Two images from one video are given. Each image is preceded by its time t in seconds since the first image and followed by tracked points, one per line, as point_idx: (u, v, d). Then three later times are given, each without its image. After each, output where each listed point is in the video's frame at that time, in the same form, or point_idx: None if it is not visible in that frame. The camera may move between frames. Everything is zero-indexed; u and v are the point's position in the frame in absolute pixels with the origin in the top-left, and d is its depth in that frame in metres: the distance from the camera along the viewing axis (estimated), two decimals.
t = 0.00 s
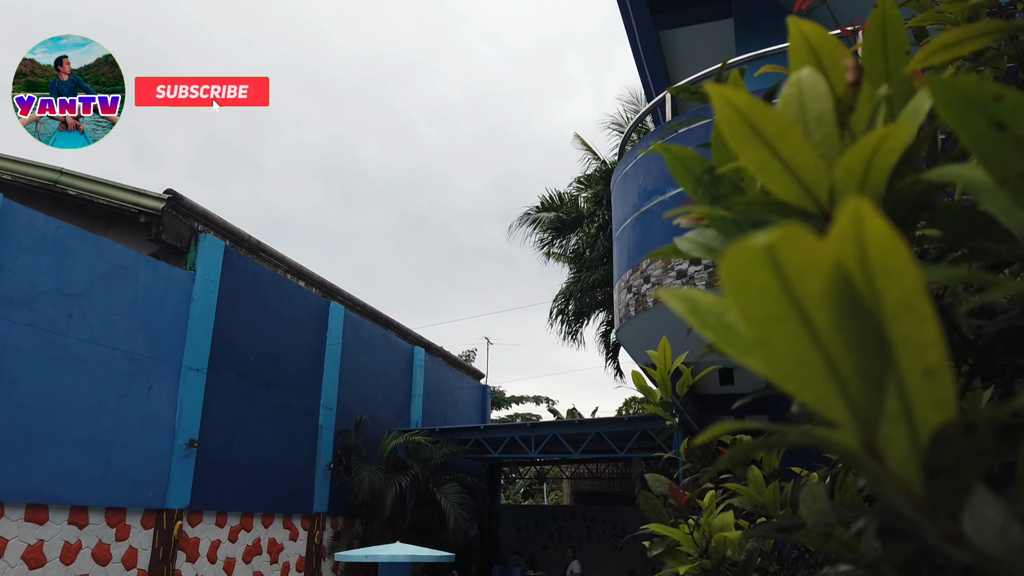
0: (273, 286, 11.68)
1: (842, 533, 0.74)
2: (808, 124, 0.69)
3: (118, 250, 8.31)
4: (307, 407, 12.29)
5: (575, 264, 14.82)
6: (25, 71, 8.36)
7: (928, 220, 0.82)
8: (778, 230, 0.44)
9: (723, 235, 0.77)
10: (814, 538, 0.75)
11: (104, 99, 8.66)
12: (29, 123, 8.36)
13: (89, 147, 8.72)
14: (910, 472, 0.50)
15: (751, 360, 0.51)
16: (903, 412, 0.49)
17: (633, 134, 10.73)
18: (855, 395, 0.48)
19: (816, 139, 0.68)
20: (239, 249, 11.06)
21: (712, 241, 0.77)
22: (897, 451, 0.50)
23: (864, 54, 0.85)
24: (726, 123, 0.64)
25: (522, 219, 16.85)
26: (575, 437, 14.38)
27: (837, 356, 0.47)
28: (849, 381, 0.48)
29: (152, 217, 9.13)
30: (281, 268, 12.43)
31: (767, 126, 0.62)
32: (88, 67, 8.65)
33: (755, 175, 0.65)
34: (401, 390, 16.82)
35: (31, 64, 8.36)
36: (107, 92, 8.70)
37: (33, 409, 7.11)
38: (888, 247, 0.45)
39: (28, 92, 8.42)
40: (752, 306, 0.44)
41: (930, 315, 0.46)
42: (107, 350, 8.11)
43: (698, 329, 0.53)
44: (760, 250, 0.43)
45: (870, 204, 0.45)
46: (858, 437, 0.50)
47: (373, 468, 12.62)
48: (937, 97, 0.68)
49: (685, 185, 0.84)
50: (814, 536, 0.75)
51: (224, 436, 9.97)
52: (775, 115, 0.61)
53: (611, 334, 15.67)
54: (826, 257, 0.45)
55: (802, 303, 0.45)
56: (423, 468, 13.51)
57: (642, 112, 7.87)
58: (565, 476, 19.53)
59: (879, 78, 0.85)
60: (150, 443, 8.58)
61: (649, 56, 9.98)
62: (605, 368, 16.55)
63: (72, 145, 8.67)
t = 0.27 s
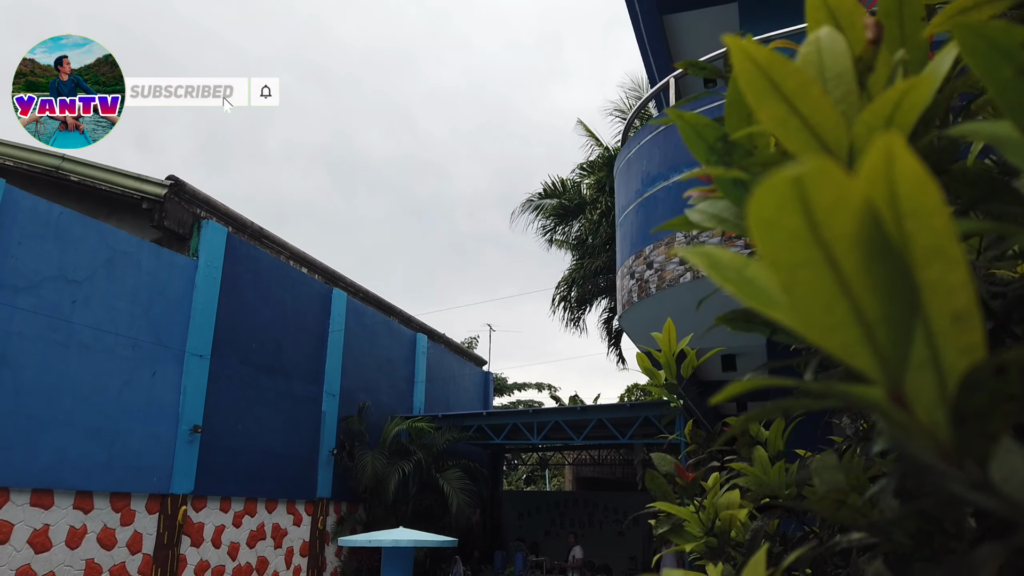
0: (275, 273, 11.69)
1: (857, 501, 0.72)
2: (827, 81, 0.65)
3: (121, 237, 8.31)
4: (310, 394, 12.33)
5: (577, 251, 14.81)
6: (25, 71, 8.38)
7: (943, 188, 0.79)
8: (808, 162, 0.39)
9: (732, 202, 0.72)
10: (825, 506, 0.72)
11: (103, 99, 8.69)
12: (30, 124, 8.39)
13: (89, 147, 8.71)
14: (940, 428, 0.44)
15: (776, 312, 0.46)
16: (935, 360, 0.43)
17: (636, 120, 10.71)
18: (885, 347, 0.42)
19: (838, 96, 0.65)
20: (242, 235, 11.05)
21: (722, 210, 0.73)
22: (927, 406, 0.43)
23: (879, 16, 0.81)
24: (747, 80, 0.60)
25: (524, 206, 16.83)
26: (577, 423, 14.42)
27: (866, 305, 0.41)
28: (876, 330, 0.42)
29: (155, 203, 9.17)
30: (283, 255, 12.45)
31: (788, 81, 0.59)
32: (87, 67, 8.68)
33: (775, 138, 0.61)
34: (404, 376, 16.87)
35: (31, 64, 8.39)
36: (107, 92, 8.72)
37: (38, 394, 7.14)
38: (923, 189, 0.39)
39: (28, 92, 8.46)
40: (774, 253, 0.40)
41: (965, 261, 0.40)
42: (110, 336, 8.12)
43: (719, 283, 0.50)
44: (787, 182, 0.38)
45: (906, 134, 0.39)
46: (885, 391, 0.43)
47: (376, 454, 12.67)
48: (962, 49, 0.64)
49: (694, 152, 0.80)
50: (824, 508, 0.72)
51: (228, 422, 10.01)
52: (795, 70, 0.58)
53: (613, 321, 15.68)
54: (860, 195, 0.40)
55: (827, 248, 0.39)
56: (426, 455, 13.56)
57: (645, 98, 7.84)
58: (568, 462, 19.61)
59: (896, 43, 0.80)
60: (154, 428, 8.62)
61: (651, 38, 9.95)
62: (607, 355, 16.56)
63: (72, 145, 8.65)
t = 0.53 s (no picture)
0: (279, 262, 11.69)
1: (874, 467, 0.70)
2: (848, 35, 0.64)
3: (125, 226, 8.31)
4: (315, 382, 12.37)
5: (581, 239, 14.78)
6: (24, 72, 8.33)
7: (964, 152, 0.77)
8: (847, 86, 0.39)
9: (748, 172, 0.71)
10: (842, 470, 0.72)
11: (103, 99, 8.53)
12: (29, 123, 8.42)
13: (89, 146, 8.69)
14: (976, 373, 0.44)
15: (805, 255, 0.45)
16: (970, 302, 0.43)
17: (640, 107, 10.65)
18: (918, 287, 0.43)
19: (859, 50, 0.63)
20: (245, 224, 11.05)
21: (735, 178, 0.72)
22: (964, 350, 0.44)
23: None
24: (769, 31, 0.59)
25: (528, 194, 16.78)
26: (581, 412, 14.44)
27: (898, 241, 0.41)
28: (909, 272, 0.42)
29: (158, 191, 9.15)
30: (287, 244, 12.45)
31: (810, 30, 0.56)
32: (87, 67, 8.56)
33: (794, 88, 0.58)
34: (408, 365, 16.90)
35: (31, 64, 8.30)
36: (107, 92, 8.55)
37: (43, 383, 7.18)
38: (961, 120, 0.39)
39: (28, 92, 8.41)
40: (809, 184, 0.40)
41: (1002, 197, 0.39)
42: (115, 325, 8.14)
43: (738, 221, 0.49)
44: (821, 103, 0.38)
45: (945, 61, 0.38)
46: (918, 334, 0.44)
47: (380, 442, 12.72)
48: None
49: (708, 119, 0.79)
50: (840, 473, 0.72)
51: (233, 410, 10.05)
52: (817, 18, 0.56)
53: (617, 310, 15.66)
54: (896, 124, 0.40)
55: (862, 178, 0.40)
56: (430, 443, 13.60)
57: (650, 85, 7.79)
58: (571, 451, 19.66)
59: None
60: (159, 417, 8.65)
61: (656, 25, 9.87)
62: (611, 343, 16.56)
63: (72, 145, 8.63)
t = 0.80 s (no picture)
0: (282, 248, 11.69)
1: (892, 431, 0.66)
2: None
3: (128, 212, 8.30)
4: (318, 369, 12.40)
5: (584, 226, 14.75)
6: (25, 71, 8.20)
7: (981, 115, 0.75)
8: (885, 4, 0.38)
9: (764, 135, 0.71)
10: (857, 435, 0.68)
11: (104, 100, 8.42)
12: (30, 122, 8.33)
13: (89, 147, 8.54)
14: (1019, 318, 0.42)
15: (836, 196, 0.44)
16: (1009, 239, 0.41)
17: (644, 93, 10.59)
18: (955, 224, 0.41)
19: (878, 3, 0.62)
20: (249, 210, 11.05)
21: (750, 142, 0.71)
22: (1003, 289, 0.42)
23: None
24: None
25: (531, 181, 16.74)
26: (584, 398, 14.47)
27: (932, 169, 0.40)
28: (943, 205, 0.41)
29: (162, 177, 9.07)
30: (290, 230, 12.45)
31: None
32: (88, 67, 8.41)
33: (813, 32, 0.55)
34: (411, 351, 16.94)
35: (31, 63, 8.17)
36: (108, 92, 8.44)
37: (48, 369, 7.20)
38: (999, 41, 0.38)
39: (29, 92, 8.30)
40: (840, 113, 0.39)
41: None
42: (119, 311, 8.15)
43: (760, 166, 0.47)
44: (860, 22, 0.37)
45: None
46: (957, 272, 0.43)
47: (384, 428, 12.77)
48: None
49: (720, 77, 0.76)
50: (855, 436, 0.68)
51: (237, 396, 10.09)
52: None
53: (620, 296, 15.64)
54: (935, 47, 0.39)
55: (899, 107, 0.39)
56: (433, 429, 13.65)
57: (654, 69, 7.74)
58: (574, 437, 19.73)
59: None
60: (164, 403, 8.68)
61: (661, 10, 9.79)
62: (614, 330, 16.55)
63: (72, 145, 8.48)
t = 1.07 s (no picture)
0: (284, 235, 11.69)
1: (903, 397, 0.65)
2: None
3: (129, 198, 8.29)
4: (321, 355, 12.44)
5: (587, 212, 14.71)
6: (24, 71, 8.12)
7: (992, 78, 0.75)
8: None
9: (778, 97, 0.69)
10: (869, 399, 0.67)
11: (104, 100, 8.47)
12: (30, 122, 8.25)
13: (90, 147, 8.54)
14: None
15: (860, 136, 0.43)
16: None
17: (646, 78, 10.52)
18: (978, 157, 0.40)
19: None
20: (250, 196, 11.03)
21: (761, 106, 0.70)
22: None
23: None
24: None
25: (534, 167, 16.69)
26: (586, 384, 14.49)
27: (959, 101, 0.39)
28: (969, 138, 0.40)
29: (163, 165, 9.07)
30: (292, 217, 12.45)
31: None
32: (87, 66, 8.30)
33: None
34: (413, 338, 16.96)
35: (31, 63, 8.11)
36: (108, 92, 8.45)
37: (51, 355, 7.22)
38: None
39: (28, 92, 8.20)
40: (860, 42, 0.39)
41: None
42: (122, 298, 8.16)
43: (782, 110, 0.46)
44: None
45: None
46: (980, 206, 0.42)
47: (387, 415, 12.83)
48: None
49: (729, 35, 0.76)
50: (865, 401, 0.67)
51: (239, 382, 10.12)
52: None
53: (622, 283, 15.62)
54: None
55: (926, 42, 0.38)
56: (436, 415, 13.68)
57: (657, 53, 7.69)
58: (576, 423, 19.80)
59: None
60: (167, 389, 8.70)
61: None
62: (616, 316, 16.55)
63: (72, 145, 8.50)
